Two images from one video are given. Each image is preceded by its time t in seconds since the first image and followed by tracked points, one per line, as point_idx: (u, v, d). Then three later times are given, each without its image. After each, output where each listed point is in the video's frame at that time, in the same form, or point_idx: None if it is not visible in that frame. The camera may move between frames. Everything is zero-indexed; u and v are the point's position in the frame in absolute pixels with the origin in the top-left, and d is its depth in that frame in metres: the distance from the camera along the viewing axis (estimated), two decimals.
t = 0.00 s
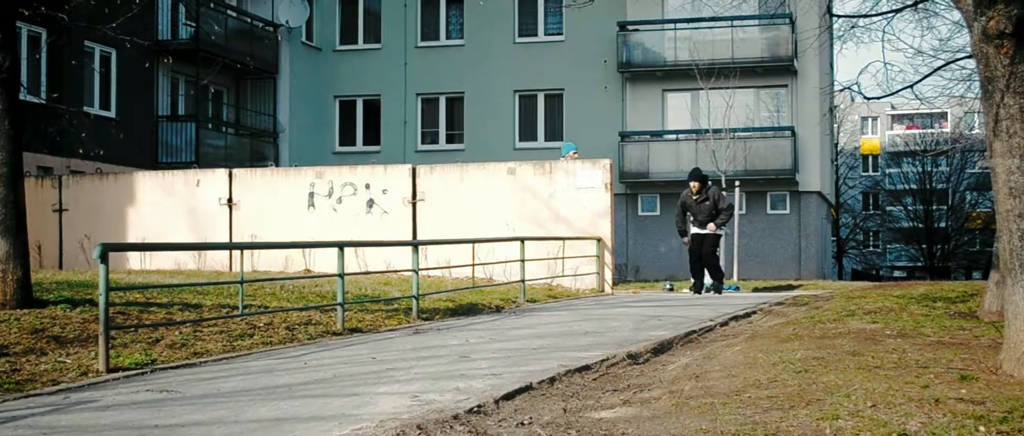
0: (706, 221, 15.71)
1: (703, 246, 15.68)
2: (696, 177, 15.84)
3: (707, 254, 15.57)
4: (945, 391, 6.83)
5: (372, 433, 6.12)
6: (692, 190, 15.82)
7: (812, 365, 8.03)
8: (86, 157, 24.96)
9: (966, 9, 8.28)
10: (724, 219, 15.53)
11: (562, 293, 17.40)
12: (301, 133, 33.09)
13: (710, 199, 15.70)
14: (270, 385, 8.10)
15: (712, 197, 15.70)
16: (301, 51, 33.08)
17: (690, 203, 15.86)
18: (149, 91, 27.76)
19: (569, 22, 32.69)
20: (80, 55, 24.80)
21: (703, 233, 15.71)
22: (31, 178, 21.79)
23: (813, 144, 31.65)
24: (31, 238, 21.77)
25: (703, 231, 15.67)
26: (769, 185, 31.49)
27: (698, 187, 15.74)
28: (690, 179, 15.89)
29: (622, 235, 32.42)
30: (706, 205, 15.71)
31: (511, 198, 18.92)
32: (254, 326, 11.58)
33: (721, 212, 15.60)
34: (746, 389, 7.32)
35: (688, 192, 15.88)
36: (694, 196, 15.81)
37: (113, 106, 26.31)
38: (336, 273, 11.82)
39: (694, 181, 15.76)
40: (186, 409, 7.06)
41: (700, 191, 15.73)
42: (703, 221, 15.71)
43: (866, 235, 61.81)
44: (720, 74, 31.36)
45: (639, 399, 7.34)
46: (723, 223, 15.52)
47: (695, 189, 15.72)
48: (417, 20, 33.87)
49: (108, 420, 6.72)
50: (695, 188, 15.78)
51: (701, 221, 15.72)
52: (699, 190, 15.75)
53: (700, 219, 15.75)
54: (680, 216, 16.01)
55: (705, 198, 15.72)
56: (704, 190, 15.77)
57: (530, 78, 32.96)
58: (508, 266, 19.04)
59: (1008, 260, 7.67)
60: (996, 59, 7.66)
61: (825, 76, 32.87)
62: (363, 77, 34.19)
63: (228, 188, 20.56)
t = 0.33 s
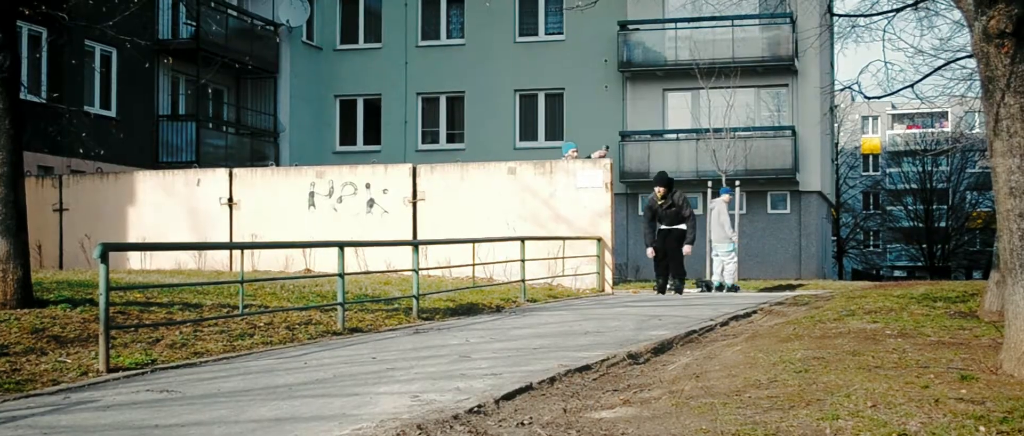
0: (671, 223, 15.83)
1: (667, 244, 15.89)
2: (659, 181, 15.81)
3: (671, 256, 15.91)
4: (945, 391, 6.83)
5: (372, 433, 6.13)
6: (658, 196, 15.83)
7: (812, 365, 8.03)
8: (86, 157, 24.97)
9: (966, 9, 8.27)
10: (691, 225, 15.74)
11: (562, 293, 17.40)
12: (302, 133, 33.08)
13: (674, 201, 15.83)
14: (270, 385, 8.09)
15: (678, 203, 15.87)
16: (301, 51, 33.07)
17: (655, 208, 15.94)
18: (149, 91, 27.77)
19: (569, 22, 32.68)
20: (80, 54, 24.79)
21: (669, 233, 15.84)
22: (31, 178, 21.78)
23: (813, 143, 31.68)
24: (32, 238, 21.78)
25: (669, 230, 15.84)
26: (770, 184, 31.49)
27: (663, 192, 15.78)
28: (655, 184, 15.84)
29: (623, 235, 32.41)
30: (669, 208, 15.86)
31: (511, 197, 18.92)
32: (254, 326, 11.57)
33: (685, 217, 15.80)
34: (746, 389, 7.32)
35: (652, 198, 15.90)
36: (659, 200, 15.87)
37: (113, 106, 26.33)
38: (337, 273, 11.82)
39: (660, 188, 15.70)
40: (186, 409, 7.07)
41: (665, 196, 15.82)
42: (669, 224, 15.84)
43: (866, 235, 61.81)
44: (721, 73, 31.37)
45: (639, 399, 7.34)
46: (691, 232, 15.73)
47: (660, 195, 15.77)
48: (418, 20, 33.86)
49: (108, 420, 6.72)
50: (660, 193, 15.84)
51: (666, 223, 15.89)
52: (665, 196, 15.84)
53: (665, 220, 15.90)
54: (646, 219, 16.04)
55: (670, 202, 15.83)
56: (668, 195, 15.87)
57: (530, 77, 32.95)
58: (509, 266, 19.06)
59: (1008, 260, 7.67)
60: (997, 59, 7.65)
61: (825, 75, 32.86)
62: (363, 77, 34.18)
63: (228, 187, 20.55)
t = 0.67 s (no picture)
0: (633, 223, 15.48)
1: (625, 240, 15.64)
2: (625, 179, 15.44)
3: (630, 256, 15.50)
4: (945, 391, 6.83)
5: (372, 433, 6.13)
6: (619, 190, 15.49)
7: (811, 365, 8.02)
8: (86, 156, 24.98)
9: (966, 8, 8.27)
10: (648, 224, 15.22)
11: (562, 293, 17.42)
12: (301, 133, 33.07)
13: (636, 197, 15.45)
14: (270, 385, 8.09)
15: (639, 201, 15.43)
16: (301, 51, 33.06)
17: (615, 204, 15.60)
18: (149, 90, 27.76)
19: (569, 22, 32.68)
20: (80, 54, 24.76)
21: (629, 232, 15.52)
22: (31, 177, 21.76)
23: (813, 143, 31.77)
24: (31, 237, 21.77)
25: (628, 232, 15.45)
26: (770, 184, 31.32)
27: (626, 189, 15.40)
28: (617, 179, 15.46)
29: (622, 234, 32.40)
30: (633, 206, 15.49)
31: (511, 197, 18.92)
32: (253, 326, 11.58)
33: (644, 218, 15.32)
34: (746, 389, 7.31)
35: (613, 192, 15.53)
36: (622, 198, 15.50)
37: (113, 105, 26.32)
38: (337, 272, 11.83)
39: (621, 183, 15.31)
40: (186, 409, 7.07)
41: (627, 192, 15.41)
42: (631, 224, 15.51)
43: (866, 235, 61.84)
44: (721, 73, 31.31)
45: (639, 398, 7.35)
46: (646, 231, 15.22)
47: (621, 190, 15.39)
48: (417, 20, 33.85)
49: (108, 420, 6.72)
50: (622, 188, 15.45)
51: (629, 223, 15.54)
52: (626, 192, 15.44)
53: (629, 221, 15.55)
54: (606, 214, 15.81)
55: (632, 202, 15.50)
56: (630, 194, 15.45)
57: (530, 77, 32.94)
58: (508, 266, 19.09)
59: (1008, 260, 7.68)
60: (997, 59, 7.65)
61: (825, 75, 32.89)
62: (363, 77, 34.17)
63: (228, 187, 20.55)
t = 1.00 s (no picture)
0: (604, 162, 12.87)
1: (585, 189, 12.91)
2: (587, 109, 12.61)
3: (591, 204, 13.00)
4: (947, 391, 6.83)
5: (374, 433, 6.14)
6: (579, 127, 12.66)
7: (814, 366, 8.04)
8: (88, 157, 25.05)
9: (968, 9, 8.26)
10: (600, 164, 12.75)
11: (564, 293, 17.46)
12: (304, 133, 33.07)
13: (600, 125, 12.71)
14: (274, 385, 8.11)
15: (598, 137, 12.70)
16: (303, 51, 33.06)
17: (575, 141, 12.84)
18: (151, 91, 27.79)
19: (571, 22, 32.67)
20: (82, 54, 24.78)
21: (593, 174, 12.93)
22: (34, 178, 21.78)
23: (816, 143, 31.67)
24: (34, 238, 21.79)
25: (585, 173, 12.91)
26: (771, 184, 31.43)
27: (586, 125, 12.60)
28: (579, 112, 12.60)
29: (626, 235, 32.53)
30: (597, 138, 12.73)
31: (512, 198, 18.90)
32: (256, 326, 11.58)
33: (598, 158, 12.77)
34: (748, 389, 7.33)
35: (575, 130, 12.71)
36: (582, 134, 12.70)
37: (116, 106, 26.36)
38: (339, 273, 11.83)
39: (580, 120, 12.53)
40: (189, 410, 7.07)
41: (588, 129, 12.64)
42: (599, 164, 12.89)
43: (868, 236, 61.83)
44: (723, 73, 31.31)
45: (642, 399, 7.35)
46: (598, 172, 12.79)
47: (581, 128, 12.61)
48: (420, 20, 33.87)
49: (110, 420, 6.72)
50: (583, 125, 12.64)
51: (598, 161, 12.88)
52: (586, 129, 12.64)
53: (589, 162, 12.75)
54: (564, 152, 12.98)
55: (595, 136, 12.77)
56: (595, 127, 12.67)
57: (532, 77, 32.94)
58: (511, 267, 19.12)
59: (1010, 260, 7.67)
60: (1000, 59, 7.65)
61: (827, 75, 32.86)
62: (366, 77, 34.18)
63: (231, 188, 20.58)
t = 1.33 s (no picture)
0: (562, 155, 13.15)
1: (557, 178, 13.23)
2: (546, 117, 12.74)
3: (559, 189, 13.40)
4: (953, 391, 6.82)
5: (380, 433, 6.14)
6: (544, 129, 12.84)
7: (820, 365, 8.03)
8: (94, 157, 25.10)
9: (974, 8, 8.24)
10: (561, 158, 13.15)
11: (570, 293, 17.47)
12: (309, 134, 33.08)
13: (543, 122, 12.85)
14: (279, 385, 8.12)
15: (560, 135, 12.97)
16: (309, 51, 33.07)
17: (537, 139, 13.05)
18: (156, 91, 27.82)
19: (576, 22, 32.65)
20: (88, 55, 24.82)
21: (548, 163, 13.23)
22: (40, 178, 21.82)
23: (822, 143, 31.66)
24: (40, 238, 21.82)
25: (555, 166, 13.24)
26: (777, 185, 31.40)
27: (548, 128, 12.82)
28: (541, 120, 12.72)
29: (631, 234, 32.44)
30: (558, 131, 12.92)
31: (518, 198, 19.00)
32: (262, 326, 11.60)
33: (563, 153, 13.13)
34: (754, 389, 7.32)
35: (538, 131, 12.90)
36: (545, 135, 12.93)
37: (121, 106, 26.40)
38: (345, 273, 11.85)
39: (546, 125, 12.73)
40: (195, 409, 7.08)
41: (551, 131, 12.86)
42: (553, 157, 13.09)
43: (874, 235, 61.75)
44: (729, 74, 31.32)
45: (648, 399, 7.35)
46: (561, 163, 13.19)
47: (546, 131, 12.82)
48: (425, 20, 33.89)
49: (116, 420, 6.74)
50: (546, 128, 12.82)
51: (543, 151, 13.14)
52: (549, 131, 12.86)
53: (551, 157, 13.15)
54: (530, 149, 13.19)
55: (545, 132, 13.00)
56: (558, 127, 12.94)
57: (537, 77, 32.93)
58: (516, 267, 19.14)
59: (1016, 260, 7.66)
60: (1005, 59, 7.64)
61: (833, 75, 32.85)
62: (371, 77, 34.21)
63: (237, 188, 20.61)
